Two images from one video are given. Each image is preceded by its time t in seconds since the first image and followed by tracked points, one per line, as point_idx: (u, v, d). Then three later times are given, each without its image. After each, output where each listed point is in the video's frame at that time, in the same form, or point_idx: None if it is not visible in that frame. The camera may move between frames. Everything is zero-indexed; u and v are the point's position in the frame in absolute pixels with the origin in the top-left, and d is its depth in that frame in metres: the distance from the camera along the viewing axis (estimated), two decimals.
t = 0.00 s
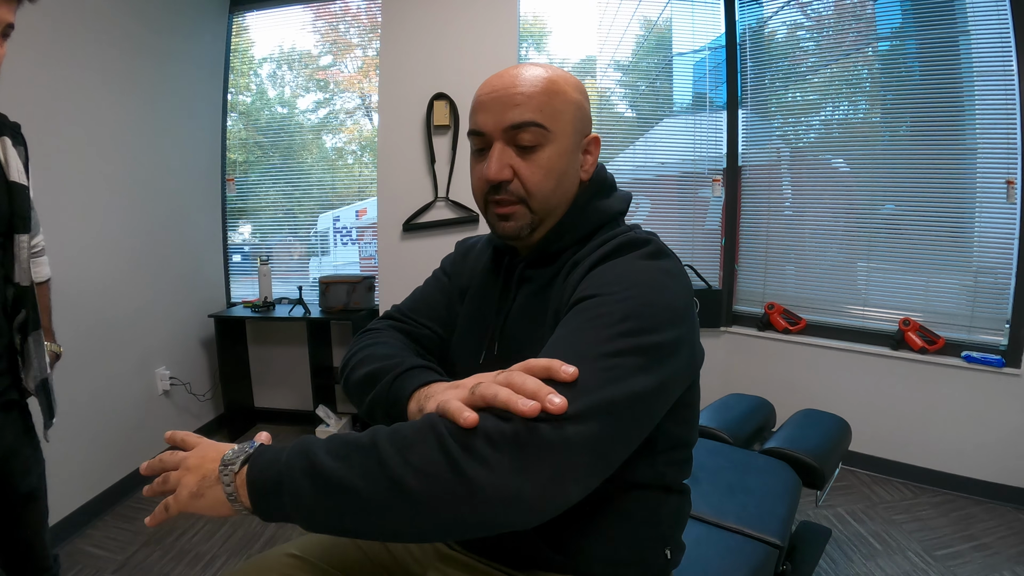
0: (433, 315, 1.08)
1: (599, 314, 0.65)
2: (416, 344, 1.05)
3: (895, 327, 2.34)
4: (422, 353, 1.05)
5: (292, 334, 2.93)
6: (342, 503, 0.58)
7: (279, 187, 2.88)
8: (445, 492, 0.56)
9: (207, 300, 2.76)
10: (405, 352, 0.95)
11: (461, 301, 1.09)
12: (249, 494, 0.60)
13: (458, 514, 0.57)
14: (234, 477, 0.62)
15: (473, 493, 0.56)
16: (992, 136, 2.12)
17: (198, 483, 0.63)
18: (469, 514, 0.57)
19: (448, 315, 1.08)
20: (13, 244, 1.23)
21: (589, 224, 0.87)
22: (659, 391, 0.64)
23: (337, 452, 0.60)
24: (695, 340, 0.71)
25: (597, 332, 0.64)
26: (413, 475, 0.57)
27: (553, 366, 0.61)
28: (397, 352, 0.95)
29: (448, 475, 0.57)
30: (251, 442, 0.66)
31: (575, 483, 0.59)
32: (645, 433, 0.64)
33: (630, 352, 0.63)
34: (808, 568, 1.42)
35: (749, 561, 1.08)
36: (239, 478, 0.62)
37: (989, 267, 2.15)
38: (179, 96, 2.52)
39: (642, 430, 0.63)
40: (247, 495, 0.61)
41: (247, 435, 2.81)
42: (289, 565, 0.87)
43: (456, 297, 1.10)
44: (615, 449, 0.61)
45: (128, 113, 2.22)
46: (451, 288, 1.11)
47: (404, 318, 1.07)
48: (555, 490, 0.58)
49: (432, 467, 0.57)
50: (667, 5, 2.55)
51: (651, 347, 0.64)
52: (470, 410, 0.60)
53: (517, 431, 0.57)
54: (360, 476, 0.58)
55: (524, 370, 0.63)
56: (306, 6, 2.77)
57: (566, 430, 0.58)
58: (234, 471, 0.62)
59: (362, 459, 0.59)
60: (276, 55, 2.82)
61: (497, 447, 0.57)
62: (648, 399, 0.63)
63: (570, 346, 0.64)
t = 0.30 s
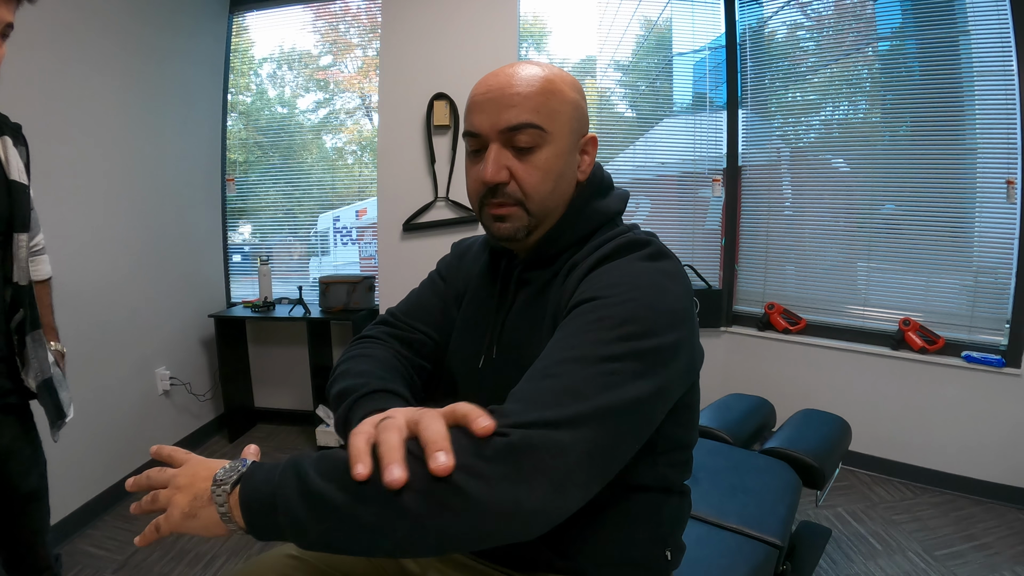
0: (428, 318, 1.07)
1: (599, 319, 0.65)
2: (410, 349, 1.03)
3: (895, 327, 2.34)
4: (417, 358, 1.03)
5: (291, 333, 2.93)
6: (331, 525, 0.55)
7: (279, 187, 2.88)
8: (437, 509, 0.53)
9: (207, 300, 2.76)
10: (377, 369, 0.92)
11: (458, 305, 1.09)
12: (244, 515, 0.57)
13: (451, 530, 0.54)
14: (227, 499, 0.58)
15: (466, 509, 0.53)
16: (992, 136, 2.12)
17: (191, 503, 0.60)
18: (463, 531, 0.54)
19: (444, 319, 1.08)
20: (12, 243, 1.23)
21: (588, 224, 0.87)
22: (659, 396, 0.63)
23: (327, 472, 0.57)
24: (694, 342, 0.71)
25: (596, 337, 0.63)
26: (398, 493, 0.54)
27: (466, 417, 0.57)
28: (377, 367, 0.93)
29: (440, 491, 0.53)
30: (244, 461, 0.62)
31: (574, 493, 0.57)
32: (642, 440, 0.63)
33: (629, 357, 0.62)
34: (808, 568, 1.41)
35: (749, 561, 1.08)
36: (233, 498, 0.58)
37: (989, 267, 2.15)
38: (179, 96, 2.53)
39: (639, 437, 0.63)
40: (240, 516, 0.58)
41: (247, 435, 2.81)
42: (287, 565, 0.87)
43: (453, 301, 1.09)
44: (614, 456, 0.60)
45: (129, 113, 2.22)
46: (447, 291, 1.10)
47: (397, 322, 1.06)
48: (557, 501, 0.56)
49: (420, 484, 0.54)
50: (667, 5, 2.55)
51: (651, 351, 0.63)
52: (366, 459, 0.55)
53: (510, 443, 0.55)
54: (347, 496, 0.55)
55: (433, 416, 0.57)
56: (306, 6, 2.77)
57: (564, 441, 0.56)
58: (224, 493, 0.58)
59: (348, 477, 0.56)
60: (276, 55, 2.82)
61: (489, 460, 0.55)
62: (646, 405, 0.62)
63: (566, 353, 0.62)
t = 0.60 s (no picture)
0: (422, 323, 1.07)
1: (599, 325, 0.65)
2: (403, 355, 1.03)
3: (895, 327, 2.35)
4: (408, 364, 1.03)
5: (291, 334, 2.93)
6: (331, 550, 0.55)
7: (279, 187, 2.88)
8: (444, 527, 0.54)
9: (207, 300, 2.76)
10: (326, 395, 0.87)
11: (450, 310, 1.08)
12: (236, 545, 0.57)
13: (460, 547, 0.55)
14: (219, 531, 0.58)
15: (473, 526, 0.54)
16: (992, 136, 2.12)
17: (185, 537, 0.60)
18: (472, 546, 0.55)
19: (437, 323, 1.08)
20: (13, 241, 1.23)
21: (586, 226, 0.87)
22: (661, 403, 0.63)
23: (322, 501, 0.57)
24: (695, 343, 0.71)
25: (597, 344, 0.63)
26: (403, 517, 0.54)
27: (323, 492, 0.57)
28: (339, 389, 0.90)
29: (445, 510, 0.54)
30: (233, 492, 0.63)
31: (580, 505, 0.58)
32: (646, 447, 0.63)
33: (632, 364, 0.62)
34: (808, 568, 1.42)
35: (749, 562, 1.08)
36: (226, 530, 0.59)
37: (989, 267, 2.15)
38: (179, 96, 2.52)
39: (643, 444, 0.63)
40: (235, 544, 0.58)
41: (247, 435, 2.81)
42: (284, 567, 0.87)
43: (446, 305, 1.09)
44: (617, 467, 0.61)
45: (128, 112, 2.22)
46: (439, 296, 1.10)
47: (390, 328, 1.05)
48: (560, 516, 0.57)
49: (423, 504, 0.55)
50: (668, 5, 2.55)
51: (652, 356, 0.63)
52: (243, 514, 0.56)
53: (515, 459, 0.56)
54: (346, 524, 0.55)
55: (303, 478, 0.58)
56: (306, 6, 2.76)
57: (568, 454, 0.57)
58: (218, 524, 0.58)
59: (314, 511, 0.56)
60: (276, 55, 2.82)
61: (494, 476, 0.55)
62: (650, 412, 0.62)
63: (567, 361, 0.62)
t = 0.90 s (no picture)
0: (416, 326, 1.07)
1: (598, 326, 0.65)
2: (397, 359, 1.03)
3: (895, 327, 2.35)
4: (401, 367, 1.03)
5: (291, 334, 2.93)
6: (328, 558, 0.54)
7: (279, 187, 2.88)
8: (444, 534, 0.54)
9: (207, 300, 2.76)
10: (309, 405, 0.88)
11: (443, 311, 1.08)
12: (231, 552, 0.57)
13: (461, 554, 0.55)
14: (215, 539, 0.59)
15: (473, 533, 0.54)
16: (992, 136, 2.12)
17: (181, 546, 0.60)
18: (473, 554, 0.55)
19: (431, 324, 1.08)
20: (11, 240, 1.23)
21: (584, 225, 0.87)
22: (660, 404, 0.63)
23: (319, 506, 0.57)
24: (695, 343, 0.71)
25: (596, 345, 0.63)
26: (401, 523, 0.54)
27: (299, 505, 0.56)
28: (327, 398, 0.90)
29: (444, 517, 0.54)
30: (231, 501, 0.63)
31: (581, 509, 0.58)
32: (647, 450, 0.63)
33: (631, 365, 0.62)
34: (808, 567, 1.41)
35: (749, 561, 1.08)
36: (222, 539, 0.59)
37: (989, 267, 2.15)
38: (179, 96, 2.53)
39: (644, 447, 0.63)
40: (229, 552, 0.57)
41: (247, 435, 2.81)
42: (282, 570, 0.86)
43: (439, 307, 1.09)
44: (617, 470, 0.61)
45: (129, 112, 2.22)
46: (432, 298, 1.10)
47: (384, 331, 1.05)
48: (560, 522, 0.57)
49: (422, 511, 0.54)
50: (667, 5, 2.55)
51: (651, 357, 0.63)
52: (226, 524, 0.57)
53: (515, 464, 0.55)
54: (345, 532, 0.55)
55: (281, 490, 0.58)
56: (306, 6, 2.77)
57: (568, 459, 0.57)
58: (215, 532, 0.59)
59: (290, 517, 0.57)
60: (276, 55, 2.82)
61: (494, 482, 0.55)
62: (650, 415, 0.62)
63: (565, 363, 0.62)
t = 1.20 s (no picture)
0: (414, 326, 1.07)
1: (598, 328, 0.64)
2: (395, 360, 1.03)
3: (895, 327, 2.35)
4: (399, 368, 1.03)
5: (291, 334, 2.93)
6: (329, 565, 0.54)
7: (279, 187, 2.88)
8: (447, 542, 0.54)
9: (207, 301, 2.76)
10: (309, 409, 0.88)
11: (441, 312, 1.08)
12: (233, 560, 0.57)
13: (465, 560, 0.55)
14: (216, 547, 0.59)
15: (475, 540, 0.54)
16: (992, 136, 2.12)
17: (181, 556, 0.61)
18: (477, 560, 0.55)
19: (428, 325, 1.07)
20: (10, 242, 1.23)
21: (583, 225, 0.87)
22: (661, 406, 0.63)
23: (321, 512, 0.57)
24: (695, 343, 0.71)
25: (595, 348, 0.63)
26: (403, 529, 0.54)
27: (300, 514, 0.57)
28: (327, 401, 0.90)
29: (446, 524, 0.54)
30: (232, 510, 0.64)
31: (583, 514, 0.58)
32: (648, 453, 0.63)
33: (631, 367, 0.62)
34: (808, 567, 1.42)
35: (749, 561, 1.08)
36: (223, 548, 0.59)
37: (989, 267, 2.15)
38: (179, 96, 2.52)
39: (645, 449, 0.63)
40: (231, 561, 0.58)
41: (247, 435, 2.81)
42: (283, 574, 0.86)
43: (437, 307, 1.09)
44: (619, 474, 0.61)
45: (129, 112, 2.22)
46: (429, 299, 1.09)
47: (382, 333, 1.05)
48: (562, 526, 0.57)
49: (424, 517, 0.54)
50: (667, 5, 2.55)
51: (651, 360, 0.63)
52: (230, 531, 0.58)
53: (517, 469, 0.56)
54: (347, 541, 0.55)
55: (282, 499, 0.59)
56: (306, 6, 2.76)
57: (569, 463, 0.57)
58: (216, 540, 0.59)
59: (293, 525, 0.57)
60: (276, 55, 2.82)
61: (495, 488, 0.55)
62: (650, 418, 0.62)
63: (566, 366, 0.62)
